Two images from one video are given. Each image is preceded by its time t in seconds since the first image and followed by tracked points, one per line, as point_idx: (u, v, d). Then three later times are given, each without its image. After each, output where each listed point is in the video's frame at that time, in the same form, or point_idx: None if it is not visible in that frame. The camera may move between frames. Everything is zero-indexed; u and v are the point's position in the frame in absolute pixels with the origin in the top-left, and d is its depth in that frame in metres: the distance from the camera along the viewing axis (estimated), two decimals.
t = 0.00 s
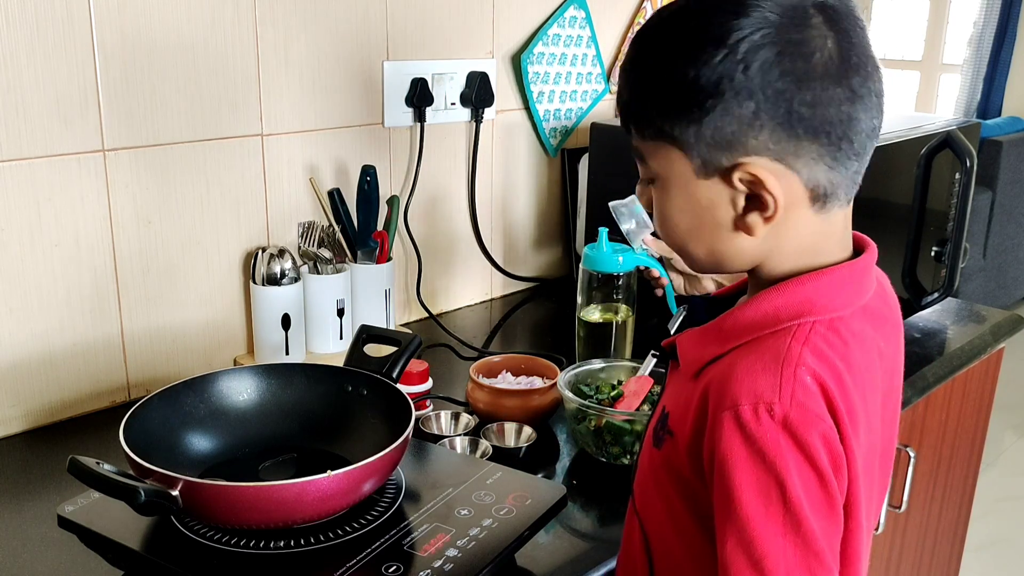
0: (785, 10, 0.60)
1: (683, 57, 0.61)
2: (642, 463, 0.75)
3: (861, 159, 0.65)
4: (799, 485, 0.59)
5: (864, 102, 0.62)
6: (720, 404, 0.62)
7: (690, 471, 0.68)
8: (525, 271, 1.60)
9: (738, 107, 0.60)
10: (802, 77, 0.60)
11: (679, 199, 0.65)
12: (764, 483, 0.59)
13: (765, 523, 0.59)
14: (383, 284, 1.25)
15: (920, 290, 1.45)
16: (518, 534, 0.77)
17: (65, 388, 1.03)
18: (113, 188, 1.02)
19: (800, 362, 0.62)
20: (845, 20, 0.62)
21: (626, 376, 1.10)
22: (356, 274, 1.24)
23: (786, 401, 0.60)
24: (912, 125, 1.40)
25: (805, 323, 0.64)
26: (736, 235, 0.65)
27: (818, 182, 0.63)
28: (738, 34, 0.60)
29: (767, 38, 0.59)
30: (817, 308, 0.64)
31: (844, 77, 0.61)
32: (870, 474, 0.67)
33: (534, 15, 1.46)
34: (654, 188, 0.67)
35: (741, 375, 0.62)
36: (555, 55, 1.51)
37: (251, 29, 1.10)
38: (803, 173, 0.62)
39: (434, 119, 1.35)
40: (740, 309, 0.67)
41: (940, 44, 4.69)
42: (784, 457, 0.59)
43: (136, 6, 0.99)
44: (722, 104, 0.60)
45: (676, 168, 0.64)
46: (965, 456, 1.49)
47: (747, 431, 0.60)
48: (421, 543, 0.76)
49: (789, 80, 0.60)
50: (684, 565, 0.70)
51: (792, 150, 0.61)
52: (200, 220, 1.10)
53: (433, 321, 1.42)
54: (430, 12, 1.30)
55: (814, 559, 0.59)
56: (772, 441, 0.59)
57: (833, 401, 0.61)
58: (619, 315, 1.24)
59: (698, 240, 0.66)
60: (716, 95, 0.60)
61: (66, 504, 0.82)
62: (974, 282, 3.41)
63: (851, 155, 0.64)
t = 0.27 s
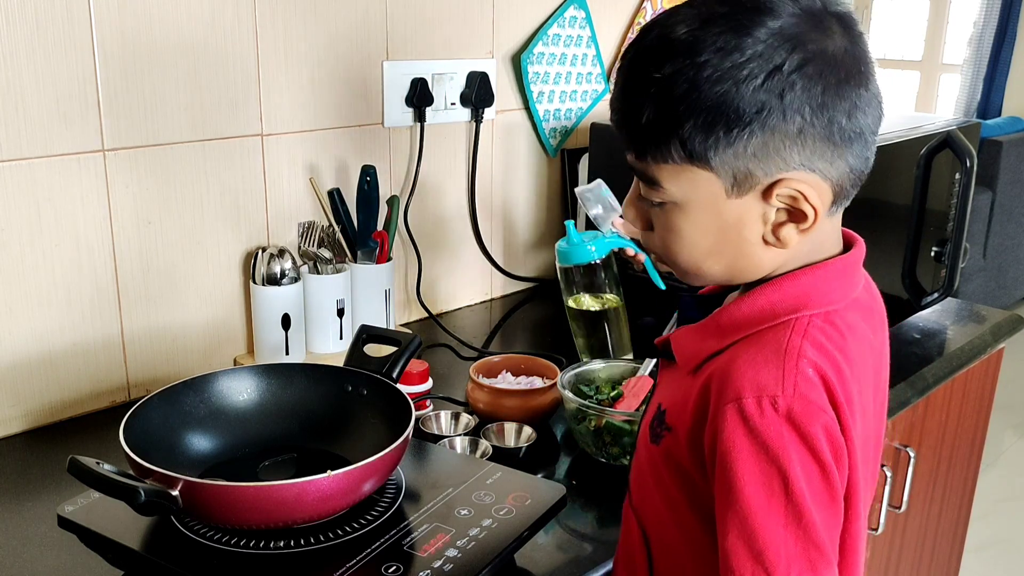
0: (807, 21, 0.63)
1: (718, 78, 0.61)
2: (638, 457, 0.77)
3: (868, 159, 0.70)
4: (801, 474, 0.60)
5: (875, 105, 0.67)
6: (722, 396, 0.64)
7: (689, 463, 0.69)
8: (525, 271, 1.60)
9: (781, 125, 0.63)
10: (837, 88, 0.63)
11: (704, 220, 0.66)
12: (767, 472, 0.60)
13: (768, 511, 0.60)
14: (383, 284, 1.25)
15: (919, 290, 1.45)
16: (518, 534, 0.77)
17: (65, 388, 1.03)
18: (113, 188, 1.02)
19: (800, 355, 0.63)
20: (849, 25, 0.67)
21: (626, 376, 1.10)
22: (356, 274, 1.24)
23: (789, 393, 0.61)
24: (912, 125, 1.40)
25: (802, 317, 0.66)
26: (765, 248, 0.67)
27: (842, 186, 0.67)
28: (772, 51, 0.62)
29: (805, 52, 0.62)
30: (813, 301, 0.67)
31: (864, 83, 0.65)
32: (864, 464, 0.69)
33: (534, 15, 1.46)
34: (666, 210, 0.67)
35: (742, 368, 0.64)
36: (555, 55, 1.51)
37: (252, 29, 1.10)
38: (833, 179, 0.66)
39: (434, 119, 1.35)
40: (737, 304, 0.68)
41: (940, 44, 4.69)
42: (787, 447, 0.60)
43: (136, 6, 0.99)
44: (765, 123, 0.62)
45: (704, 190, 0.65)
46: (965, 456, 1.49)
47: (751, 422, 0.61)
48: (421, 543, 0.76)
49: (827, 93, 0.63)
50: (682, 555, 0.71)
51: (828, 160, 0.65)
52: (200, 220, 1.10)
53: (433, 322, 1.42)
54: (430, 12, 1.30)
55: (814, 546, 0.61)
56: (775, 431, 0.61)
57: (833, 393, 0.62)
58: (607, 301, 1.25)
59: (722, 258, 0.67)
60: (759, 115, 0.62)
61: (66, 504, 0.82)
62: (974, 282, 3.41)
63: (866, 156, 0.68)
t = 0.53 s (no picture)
0: (771, 24, 0.64)
1: (675, 81, 0.62)
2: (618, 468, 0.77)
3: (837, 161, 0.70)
4: (780, 493, 0.60)
5: (841, 107, 0.67)
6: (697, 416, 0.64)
7: (669, 479, 0.69)
8: (525, 271, 1.60)
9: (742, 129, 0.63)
10: (799, 91, 0.63)
11: (668, 224, 0.66)
12: (746, 493, 0.61)
13: (749, 531, 0.61)
14: (383, 284, 1.25)
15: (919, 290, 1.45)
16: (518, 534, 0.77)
17: (65, 388, 1.03)
18: (113, 188, 1.02)
19: (772, 371, 0.63)
20: (815, 27, 0.67)
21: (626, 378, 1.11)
22: (356, 274, 1.24)
23: (763, 412, 0.61)
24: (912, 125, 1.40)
25: (773, 329, 0.66)
26: (730, 252, 0.67)
27: (808, 189, 0.67)
28: (732, 54, 0.62)
29: (766, 56, 0.62)
30: (783, 312, 0.67)
31: (828, 85, 0.65)
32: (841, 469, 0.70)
33: (534, 15, 1.46)
34: (631, 213, 0.68)
35: (715, 386, 0.64)
36: (555, 55, 1.51)
37: (252, 29, 1.10)
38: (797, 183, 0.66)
39: (434, 119, 1.35)
40: (709, 318, 0.69)
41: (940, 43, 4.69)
42: (764, 467, 0.60)
43: (136, 6, 0.99)
44: (725, 127, 0.63)
45: (666, 193, 0.65)
46: (965, 456, 1.49)
47: (727, 444, 0.61)
48: (421, 543, 0.76)
49: (787, 97, 0.63)
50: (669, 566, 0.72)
51: (792, 164, 0.65)
52: (200, 220, 1.10)
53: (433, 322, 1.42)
54: (430, 11, 1.30)
55: (798, 561, 0.61)
56: (751, 451, 0.61)
57: (806, 406, 0.63)
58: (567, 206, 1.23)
59: (687, 261, 0.67)
60: (717, 118, 0.62)
61: (66, 504, 0.82)
62: (974, 282, 3.41)
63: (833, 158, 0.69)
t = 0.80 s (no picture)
0: (735, 33, 0.62)
1: (628, 92, 0.61)
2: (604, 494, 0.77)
3: (809, 176, 0.67)
4: (776, 536, 0.61)
5: (811, 122, 0.65)
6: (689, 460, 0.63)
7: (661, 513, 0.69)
8: (525, 271, 1.60)
9: (696, 143, 0.61)
10: (760, 104, 0.61)
11: (627, 240, 0.66)
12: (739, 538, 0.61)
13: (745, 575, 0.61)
14: (383, 284, 1.25)
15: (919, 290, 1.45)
16: (518, 534, 0.77)
17: (65, 388, 1.03)
18: (113, 188, 1.02)
19: (761, 410, 0.63)
20: (786, 37, 0.64)
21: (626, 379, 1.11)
22: (356, 274, 1.24)
23: (756, 456, 0.61)
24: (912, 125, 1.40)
25: (760, 360, 0.65)
26: (692, 269, 0.66)
27: (774, 206, 0.66)
28: (688, 64, 0.60)
29: (726, 69, 0.61)
30: (767, 342, 0.66)
31: (796, 98, 0.63)
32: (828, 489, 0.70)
33: (534, 15, 1.46)
34: (595, 226, 0.68)
35: (705, 427, 0.63)
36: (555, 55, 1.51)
37: (251, 28, 1.10)
38: (761, 200, 0.64)
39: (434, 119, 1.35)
40: (693, 351, 0.68)
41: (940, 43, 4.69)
42: (758, 511, 0.60)
43: (136, 6, 0.99)
44: (677, 139, 0.61)
45: (624, 208, 0.65)
46: (965, 456, 1.49)
47: (720, 489, 0.61)
48: (421, 543, 0.76)
49: (746, 110, 0.61)
50: None
51: (752, 180, 0.63)
52: (199, 220, 1.10)
53: (433, 322, 1.42)
54: (430, 11, 1.30)
55: None
56: (746, 497, 0.60)
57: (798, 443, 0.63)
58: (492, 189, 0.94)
59: (649, 277, 0.67)
60: (670, 130, 0.61)
61: (66, 504, 0.82)
62: (974, 282, 3.41)
63: (803, 173, 0.66)
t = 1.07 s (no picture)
0: (707, 60, 0.60)
1: (593, 122, 0.60)
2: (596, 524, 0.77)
3: (787, 203, 0.66)
4: None
5: (789, 149, 0.63)
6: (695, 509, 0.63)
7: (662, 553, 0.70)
8: (525, 271, 1.60)
9: (662, 176, 0.60)
10: (730, 136, 0.60)
11: (597, 269, 0.66)
12: None
13: None
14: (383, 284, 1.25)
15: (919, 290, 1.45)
16: (518, 534, 0.77)
17: (65, 388, 1.03)
18: (113, 188, 1.02)
19: (763, 452, 0.63)
20: (764, 60, 0.62)
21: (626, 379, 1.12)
22: (356, 275, 1.24)
23: (764, 502, 0.62)
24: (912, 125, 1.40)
25: (754, 398, 0.66)
26: (662, 300, 0.66)
27: (748, 237, 0.65)
28: (655, 94, 0.59)
29: (696, 100, 0.59)
30: (760, 376, 0.67)
31: (771, 126, 0.61)
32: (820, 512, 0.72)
33: (534, 15, 1.46)
34: (565, 253, 0.68)
35: (708, 475, 0.64)
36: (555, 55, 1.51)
37: (251, 29, 1.10)
38: (732, 232, 0.63)
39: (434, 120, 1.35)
40: (684, 389, 0.68)
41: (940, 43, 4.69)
42: (765, 557, 0.61)
43: (136, 6, 0.99)
44: (643, 172, 0.60)
45: (591, 239, 0.65)
46: (965, 456, 1.49)
47: (727, 539, 0.61)
48: (421, 543, 0.76)
49: (715, 142, 0.60)
50: None
51: (722, 213, 0.62)
52: (199, 220, 1.10)
53: (433, 322, 1.42)
54: (430, 11, 1.30)
55: None
56: (753, 544, 0.61)
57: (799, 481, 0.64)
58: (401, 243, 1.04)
59: (619, 307, 0.67)
60: (636, 162, 0.60)
61: (66, 504, 0.82)
62: (974, 282, 3.41)
63: (780, 201, 0.65)
